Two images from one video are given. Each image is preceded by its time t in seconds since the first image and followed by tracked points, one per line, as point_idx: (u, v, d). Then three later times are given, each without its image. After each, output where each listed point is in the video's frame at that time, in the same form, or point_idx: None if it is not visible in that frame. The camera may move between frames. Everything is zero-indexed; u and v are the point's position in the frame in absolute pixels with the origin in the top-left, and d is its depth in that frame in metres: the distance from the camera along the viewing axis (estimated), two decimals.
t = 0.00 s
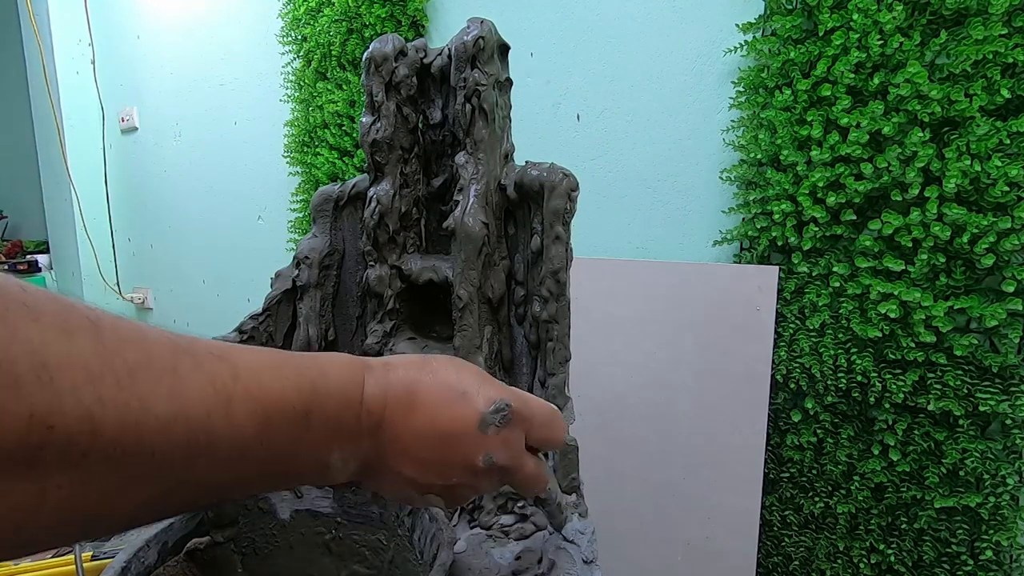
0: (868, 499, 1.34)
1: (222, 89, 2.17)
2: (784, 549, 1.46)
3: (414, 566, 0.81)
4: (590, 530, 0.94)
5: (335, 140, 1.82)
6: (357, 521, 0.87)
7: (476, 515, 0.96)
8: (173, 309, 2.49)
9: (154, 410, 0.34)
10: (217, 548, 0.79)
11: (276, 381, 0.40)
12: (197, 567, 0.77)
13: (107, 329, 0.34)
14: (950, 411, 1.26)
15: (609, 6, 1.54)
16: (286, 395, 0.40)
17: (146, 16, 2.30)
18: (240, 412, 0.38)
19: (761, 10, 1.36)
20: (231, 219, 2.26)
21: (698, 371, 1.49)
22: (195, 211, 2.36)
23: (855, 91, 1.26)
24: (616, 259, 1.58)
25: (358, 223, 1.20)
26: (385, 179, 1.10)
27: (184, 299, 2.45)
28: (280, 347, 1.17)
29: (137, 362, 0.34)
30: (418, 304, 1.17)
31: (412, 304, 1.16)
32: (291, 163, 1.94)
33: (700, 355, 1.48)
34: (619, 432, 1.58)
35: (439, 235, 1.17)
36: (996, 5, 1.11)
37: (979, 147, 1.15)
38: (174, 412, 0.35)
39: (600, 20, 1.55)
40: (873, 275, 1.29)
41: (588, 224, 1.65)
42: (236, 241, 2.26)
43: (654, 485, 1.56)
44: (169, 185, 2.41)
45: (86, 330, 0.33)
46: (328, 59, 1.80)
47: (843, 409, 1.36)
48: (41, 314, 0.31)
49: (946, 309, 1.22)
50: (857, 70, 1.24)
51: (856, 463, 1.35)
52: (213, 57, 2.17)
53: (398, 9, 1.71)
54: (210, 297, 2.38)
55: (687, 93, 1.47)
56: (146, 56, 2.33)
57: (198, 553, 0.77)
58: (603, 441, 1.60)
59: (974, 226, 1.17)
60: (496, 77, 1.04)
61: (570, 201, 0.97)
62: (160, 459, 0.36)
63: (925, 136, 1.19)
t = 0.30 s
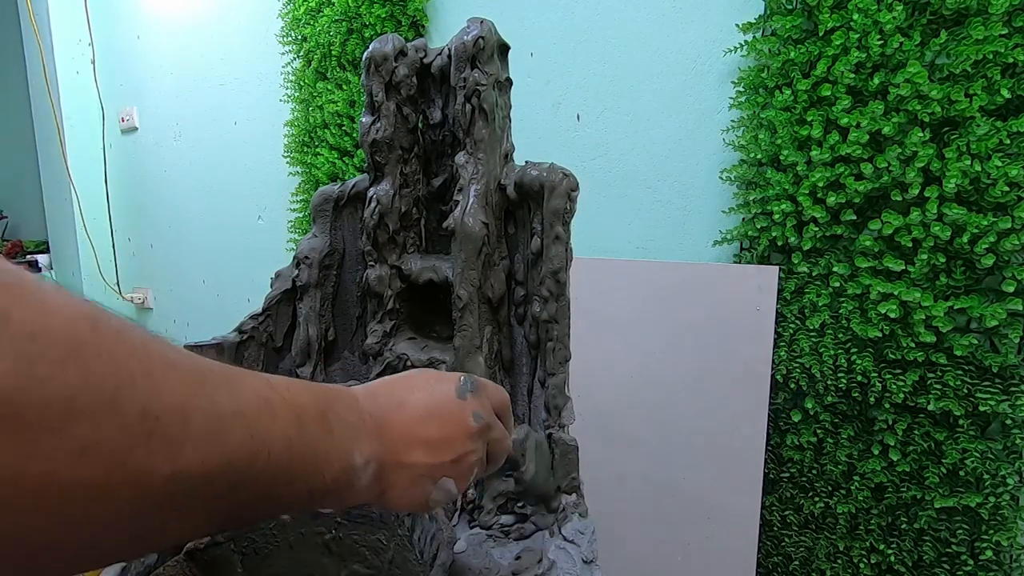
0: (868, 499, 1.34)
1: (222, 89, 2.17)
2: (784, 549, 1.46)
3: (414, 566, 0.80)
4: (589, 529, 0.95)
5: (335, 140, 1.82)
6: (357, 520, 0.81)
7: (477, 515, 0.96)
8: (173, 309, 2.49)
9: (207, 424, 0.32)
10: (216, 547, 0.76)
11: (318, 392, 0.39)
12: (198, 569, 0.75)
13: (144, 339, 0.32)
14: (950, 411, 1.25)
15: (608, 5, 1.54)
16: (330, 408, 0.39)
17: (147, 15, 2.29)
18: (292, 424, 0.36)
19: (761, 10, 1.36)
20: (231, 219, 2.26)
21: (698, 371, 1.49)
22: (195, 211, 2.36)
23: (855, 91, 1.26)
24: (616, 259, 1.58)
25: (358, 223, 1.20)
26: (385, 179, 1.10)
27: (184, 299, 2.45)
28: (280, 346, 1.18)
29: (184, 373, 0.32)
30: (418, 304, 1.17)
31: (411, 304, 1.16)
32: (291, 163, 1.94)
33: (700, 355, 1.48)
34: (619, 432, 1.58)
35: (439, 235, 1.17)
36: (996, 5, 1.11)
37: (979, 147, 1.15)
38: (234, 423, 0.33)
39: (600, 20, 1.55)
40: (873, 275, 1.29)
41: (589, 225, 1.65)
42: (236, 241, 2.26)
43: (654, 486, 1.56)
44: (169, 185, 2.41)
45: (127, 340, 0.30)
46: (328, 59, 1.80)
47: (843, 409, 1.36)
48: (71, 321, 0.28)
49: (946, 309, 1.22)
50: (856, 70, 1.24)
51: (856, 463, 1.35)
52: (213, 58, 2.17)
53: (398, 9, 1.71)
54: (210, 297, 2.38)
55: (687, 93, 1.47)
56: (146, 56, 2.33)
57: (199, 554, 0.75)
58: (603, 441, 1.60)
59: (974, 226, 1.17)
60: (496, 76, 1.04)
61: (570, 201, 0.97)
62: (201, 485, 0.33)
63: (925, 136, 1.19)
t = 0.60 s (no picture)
0: (868, 499, 1.34)
1: (222, 89, 2.17)
2: (784, 549, 1.46)
3: (414, 565, 0.82)
4: (590, 529, 0.94)
5: (335, 140, 1.82)
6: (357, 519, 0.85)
7: (477, 515, 0.96)
8: (173, 309, 2.49)
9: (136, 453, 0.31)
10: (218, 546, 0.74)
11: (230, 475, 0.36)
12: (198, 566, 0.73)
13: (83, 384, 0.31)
14: (950, 411, 1.25)
15: (608, 5, 1.54)
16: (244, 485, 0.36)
17: (147, 15, 2.29)
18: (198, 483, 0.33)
19: (761, 10, 1.36)
20: (231, 219, 2.26)
21: (699, 371, 1.49)
22: (195, 210, 2.36)
23: (854, 91, 1.26)
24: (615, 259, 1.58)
25: (358, 223, 1.20)
26: (385, 179, 1.10)
27: (184, 299, 2.45)
28: (280, 346, 1.18)
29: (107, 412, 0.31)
30: (418, 304, 1.17)
31: (412, 304, 1.16)
32: (291, 163, 1.94)
33: (700, 355, 1.48)
34: (619, 432, 1.58)
35: (440, 236, 1.17)
36: (996, 5, 1.11)
37: (979, 147, 1.15)
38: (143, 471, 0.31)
39: (600, 19, 1.55)
40: (873, 275, 1.29)
41: (588, 225, 1.65)
42: (236, 241, 2.26)
43: (655, 485, 1.56)
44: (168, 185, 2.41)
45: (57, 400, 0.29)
46: (328, 59, 1.80)
47: (843, 409, 1.36)
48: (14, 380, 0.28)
49: (946, 309, 1.22)
50: (856, 70, 1.24)
51: (856, 464, 1.35)
52: (213, 58, 2.17)
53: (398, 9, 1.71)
54: (210, 297, 2.38)
55: (687, 93, 1.47)
56: (146, 56, 2.33)
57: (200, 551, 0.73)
58: (603, 441, 1.61)
59: (974, 226, 1.16)
60: (496, 77, 1.04)
61: (570, 202, 0.97)
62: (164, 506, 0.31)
63: (925, 136, 1.18)
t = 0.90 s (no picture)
0: (868, 499, 1.34)
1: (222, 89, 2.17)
2: (784, 549, 1.46)
3: (413, 566, 0.80)
4: (589, 529, 0.96)
5: (335, 140, 1.82)
6: (356, 521, 0.86)
7: (476, 515, 0.96)
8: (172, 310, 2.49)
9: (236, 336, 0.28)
10: (217, 548, 0.76)
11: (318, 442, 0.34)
12: (196, 568, 0.74)
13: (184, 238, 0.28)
14: (949, 411, 1.26)
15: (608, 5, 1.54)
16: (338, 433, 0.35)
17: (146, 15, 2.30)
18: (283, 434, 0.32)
19: (761, 10, 1.36)
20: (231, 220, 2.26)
21: (699, 371, 1.48)
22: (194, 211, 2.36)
23: (854, 91, 1.26)
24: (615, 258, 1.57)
25: (357, 223, 1.20)
26: (385, 179, 1.10)
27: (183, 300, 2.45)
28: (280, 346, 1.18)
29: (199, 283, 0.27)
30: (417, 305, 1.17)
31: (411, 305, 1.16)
32: (291, 163, 1.94)
33: (700, 355, 1.48)
34: (619, 432, 1.57)
35: (439, 236, 1.16)
36: (996, 5, 1.11)
37: (979, 147, 1.15)
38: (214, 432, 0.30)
39: (601, 19, 1.55)
40: (873, 275, 1.29)
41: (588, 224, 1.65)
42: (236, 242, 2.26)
43: (656, 485, 1.55)
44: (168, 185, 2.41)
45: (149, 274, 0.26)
46: (328, 59, 1.80)
47: (843, 409, 1.36)
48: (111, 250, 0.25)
49: (946, 309, 1.22)
50: (856, 69, 1.24)
51: (856, 463, 1.35)
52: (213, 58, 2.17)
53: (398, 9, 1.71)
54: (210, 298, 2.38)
55: (687, 93, 1.47)
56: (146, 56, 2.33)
57: (198, 554, 0.75)
58: (604, 441, 1.59)
59: (974, 226, 1.17)
60: (496, 77, 1.04)
61: (570, 201, 0.97)
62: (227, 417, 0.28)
63: (925, 136, 1.19)
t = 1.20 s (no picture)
0: (868, 499, 1.34)
1: (222, 89, 2.17)
2: (784, 549, 1.46)
3: (414, 566, 0.80)
4: (589, 529, 0.95)
5: (335, 140, 1.82)
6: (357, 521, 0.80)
7: (477, 515, 0.96)
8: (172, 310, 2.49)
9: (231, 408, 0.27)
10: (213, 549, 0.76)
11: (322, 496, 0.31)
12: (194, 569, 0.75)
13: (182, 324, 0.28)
14: (949, 411, 1.26)
15: (608, 4, 1.54)
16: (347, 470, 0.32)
17: (146, 15, 2.30)
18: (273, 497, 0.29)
19: (761, 10, 1.36)
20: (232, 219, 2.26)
21: (699, 371, 1.49)
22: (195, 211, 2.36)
23: (854, 91, 1.26)
24: (615, 258, 1.58)
25: (357, 223, 1.20)
26: (385, 179, 1.10)
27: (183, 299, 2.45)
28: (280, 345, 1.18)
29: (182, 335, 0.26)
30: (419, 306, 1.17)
31: (412, 305, 1.16)
32: (291, 163, 1.94)
33: (700, 355, 1.48)
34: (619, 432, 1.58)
35: (439, 236, 1.17)
36: (996, 5, 1.11)
37: (979, 147, 1.15)
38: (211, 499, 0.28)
39: (600, 19, 1.55)
40: (873, 275, 1.29)
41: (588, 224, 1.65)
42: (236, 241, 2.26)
43: (656, 486, 1.55)
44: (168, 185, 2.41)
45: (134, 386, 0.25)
46: (328, 59, 1.80)
47: (843, 409, 1.36)
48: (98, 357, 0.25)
49: (946, 309, 1.22)
50: (856, 69, 1.24)
51: (856, 463, 1.35)
52: (212, 57, 2.17)
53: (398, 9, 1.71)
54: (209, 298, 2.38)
55: (687, 93, 1.47)
56: (146, 55, 2.33)
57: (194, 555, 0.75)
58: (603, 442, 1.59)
59: (974, 226, 1.17)
60: (496, 76, 1.04)
61: (570, 201, 0.97)
62: (231, 496, 0.27)
63: (925, 136, 1.19)
